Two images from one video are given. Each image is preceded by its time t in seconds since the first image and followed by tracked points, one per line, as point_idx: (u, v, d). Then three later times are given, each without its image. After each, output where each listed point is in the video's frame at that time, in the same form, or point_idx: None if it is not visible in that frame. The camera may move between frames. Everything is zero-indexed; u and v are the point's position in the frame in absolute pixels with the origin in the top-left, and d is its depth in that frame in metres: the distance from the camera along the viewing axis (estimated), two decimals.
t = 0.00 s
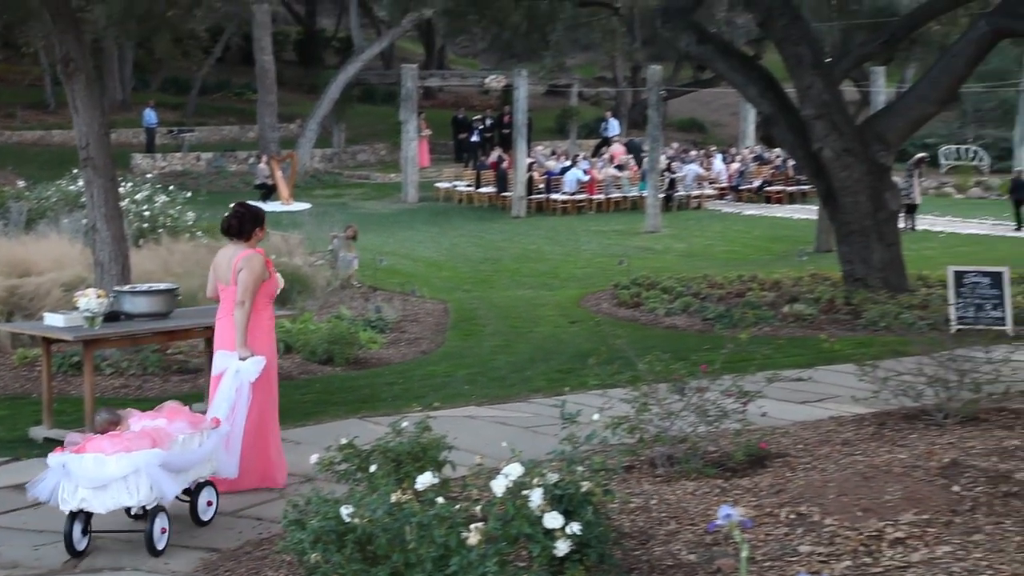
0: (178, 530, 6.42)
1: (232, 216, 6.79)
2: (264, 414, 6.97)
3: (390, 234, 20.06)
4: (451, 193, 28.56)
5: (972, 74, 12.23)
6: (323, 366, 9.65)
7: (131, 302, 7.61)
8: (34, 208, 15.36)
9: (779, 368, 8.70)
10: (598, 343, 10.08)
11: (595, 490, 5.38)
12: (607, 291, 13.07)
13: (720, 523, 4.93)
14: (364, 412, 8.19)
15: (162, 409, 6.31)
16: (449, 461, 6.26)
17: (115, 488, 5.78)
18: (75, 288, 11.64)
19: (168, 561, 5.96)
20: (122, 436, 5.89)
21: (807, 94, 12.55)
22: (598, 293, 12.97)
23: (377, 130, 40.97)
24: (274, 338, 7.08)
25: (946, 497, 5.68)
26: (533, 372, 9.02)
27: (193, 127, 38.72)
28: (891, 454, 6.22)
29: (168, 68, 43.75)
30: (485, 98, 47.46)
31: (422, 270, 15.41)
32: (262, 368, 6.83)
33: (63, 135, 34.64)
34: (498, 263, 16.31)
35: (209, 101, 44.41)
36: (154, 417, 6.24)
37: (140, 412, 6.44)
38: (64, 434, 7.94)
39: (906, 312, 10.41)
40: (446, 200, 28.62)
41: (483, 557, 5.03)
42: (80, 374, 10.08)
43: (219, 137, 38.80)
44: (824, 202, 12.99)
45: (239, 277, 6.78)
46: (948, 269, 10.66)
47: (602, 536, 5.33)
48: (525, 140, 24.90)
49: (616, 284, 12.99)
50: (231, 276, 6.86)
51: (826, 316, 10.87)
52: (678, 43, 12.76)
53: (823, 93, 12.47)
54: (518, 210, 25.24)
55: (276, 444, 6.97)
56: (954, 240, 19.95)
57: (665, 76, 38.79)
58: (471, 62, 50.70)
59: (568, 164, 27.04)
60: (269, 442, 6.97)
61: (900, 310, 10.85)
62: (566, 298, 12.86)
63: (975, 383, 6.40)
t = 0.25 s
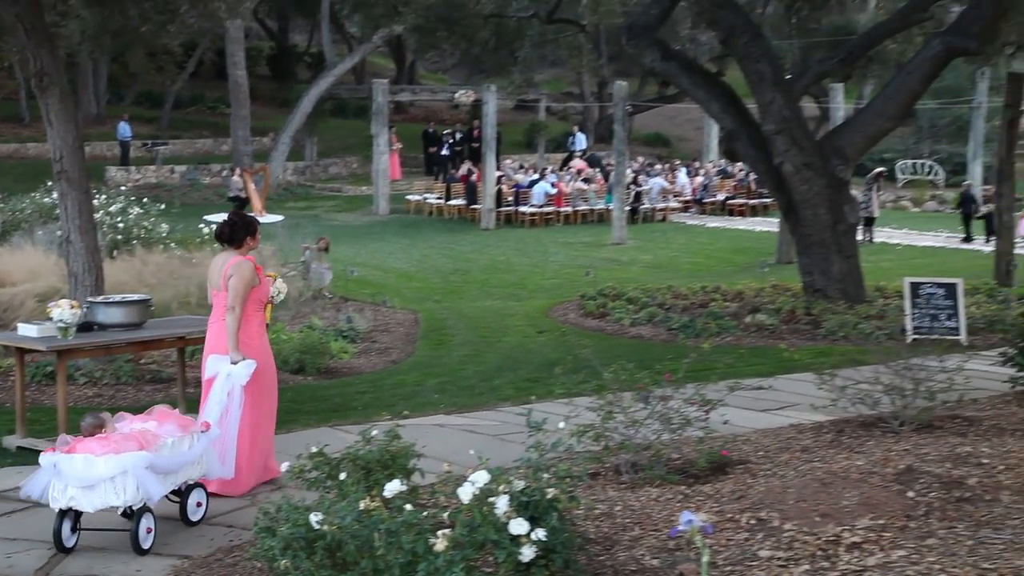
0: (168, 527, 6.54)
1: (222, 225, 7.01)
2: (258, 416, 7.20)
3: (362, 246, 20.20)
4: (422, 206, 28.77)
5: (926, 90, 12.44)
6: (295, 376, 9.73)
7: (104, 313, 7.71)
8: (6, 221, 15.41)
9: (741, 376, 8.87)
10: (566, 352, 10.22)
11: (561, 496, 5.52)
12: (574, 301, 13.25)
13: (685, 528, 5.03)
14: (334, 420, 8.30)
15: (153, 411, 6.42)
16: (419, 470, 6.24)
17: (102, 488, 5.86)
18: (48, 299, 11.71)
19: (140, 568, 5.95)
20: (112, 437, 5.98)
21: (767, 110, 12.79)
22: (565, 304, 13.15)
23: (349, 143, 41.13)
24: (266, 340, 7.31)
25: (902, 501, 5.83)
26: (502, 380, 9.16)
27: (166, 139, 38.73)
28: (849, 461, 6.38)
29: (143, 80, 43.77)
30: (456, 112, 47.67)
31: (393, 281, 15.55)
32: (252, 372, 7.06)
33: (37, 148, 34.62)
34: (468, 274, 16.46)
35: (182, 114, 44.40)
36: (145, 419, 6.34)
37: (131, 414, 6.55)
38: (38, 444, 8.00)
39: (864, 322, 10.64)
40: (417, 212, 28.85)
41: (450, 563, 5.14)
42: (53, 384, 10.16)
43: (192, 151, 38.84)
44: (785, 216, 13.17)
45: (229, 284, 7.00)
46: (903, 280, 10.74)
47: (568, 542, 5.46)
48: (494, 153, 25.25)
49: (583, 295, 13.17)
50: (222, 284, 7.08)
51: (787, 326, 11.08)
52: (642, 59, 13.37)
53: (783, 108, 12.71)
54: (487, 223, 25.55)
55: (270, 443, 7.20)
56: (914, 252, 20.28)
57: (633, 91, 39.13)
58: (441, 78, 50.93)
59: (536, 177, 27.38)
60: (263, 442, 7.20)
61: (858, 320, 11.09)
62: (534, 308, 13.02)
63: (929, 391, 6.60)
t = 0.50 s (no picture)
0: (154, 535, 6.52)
1: (224, 242, 7.05)
2: (255, 431, 7.19)
3: (339, 261, 20.29)
4: (398, 221, 28.95)
5: (891, 110, 12.69)
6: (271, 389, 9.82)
7: (81, 327, 7.77)
8: None
9: (711, 390, 9.00)
10: (539, 366, 10.31)
11: (533, 509, 5.61)
12: (548, 315, 13.38)
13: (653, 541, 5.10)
14: (309, 433, 8.35)
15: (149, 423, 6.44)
16: (392, 482, 6.26)
17: (93, 497, 5.88)
18: (25, 313, 11.75)
19: None
20: (104, 447, 6.00)
21: (737, 128, 12.87)
22: (539, 318, 13.26)
23: (327, 158, 41.22)
24: (266, 357, 7.32)
25: (867, 512, 5.92)
26: (476, 394, 9.25)
27: (144, 155, 38.71)
28: (816, 472, 6.49)
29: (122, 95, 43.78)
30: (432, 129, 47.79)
31: (369, 296, 15.64)
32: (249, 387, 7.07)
33: (15, 162, 34.56)
34: (444, 289, 16.56)
35: (161, 130, 44.38)
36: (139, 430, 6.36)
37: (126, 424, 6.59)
38: (15, 457, 8.03)
39: (831, 336, 10.78)
40: (393, 228, 29.01)
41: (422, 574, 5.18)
42: (28, 398, 10.20)
43: (171, 166, 38.84)
44: (754, 232, 13.32)
45: (229, 300, 7.03)
46: (869, 295, 10.92)
47: (539, 554, 5.56)
48: (469, 169, 25.50)
49: (557, 309, 13.30)
50: (223, 299, 7.11)
51: (756, 340, 11.21)
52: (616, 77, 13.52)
53: (752, 127, 12.80)
54: (462, 238, 25.81)
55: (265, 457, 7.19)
56: (882, 267, 20.51)
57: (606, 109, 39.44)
58: (417, 95, 51.06)
59: (511, 193, 27.65)
60: (260, 456, 7.20)
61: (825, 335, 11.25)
62: (509, 322, 13.13)
63: (894, 404, 6.76)
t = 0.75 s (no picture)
0: (142, 540, 6.56)
1: (224, 251, 7.20)
2: (251, 434, 7.34)
3: (313, 272, 20.37)
4: (371, 233, 29.09)
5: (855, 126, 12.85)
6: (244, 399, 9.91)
7: (55, 338, 7.82)
8: None
9: (678, 399, 9.13)
10: (511, 376, 10.41)
11: (504, 517, 5.67)
12: (519, 326, 13.49)
13: (621, 548, 5.18)
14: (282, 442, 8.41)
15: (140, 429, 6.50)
16: (364, 490, 6.23)
17: (80, 501, 5.94)
18: None
19: None
20: (91, 452, 6.06)
21: (705, 142, 13.00)
22: (510, 329, 13.37)
23: (301, 171, 41.28)
24: (261, 362, 7.48)
25: (831, 519, 6.03)
26: (448, 404, 9.36)
27: (119, 168, 38.64)
28: (781, 480, 6.60)
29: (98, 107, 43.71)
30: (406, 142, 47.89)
31: (343, 307, 15.71)
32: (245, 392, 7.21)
33: None
34: (416, 300, 16.65)
35: (136, 142, 44.30)
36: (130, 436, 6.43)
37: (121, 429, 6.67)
38: None
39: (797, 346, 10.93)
40: (366, 240, 29.14)
41: None
42: None
43: (146, 178, 38.79)
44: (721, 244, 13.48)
45: (228, 308, 7.17)
46: (834, 307, 11.09)
47: (509, 562, 5.65)
48: (441, 182, 25.69)
49: (528, 320, 13.42)
50: (221, 307, 7.25)
51: (724, 350, 11.34)
52: (586, 92, 13.62)
53: (719, 141, 12.93)
54: (434, 250, 25.95)
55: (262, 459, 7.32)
56: (848, 278, 20.74)
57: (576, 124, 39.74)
58: (390, 109, 51.15)
59: (483, 205, 27.86)
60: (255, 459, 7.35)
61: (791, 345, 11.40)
62: (480, 333, 13.24)
63: (858, 413, 6.92)
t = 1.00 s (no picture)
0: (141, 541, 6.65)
1: (222, 261, 7.25)
2: (245, 443, 7.35)
3: (293, 281, 20.43)
4: (350, 242, 29.18)
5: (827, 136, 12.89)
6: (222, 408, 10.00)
7: (34, 346, 7.85)
8: None
9: (652, 407, 9.23)
10: (486, 385, 10.47)
11: (478, 523, 5.69)
12: (496, 335, 13.58)
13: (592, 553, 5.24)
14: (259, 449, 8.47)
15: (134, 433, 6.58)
16: (341, 497, 6.27)
17: (72, 503, 6.02)
18: None
19: None
20: (83, 455, 6.14)
21: (677, 154, 13.15)
22: (487, 338, 13.46)
23: (280, 181, 41.31)
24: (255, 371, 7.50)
25: (801, 525, 6.11)
26: (425, 412, 9.43)
27: (100, 177, 38.60)
28: (752, 487, 6.69)
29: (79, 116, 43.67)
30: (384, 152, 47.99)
31: (321, 315, 15.78)
32: (241, 400, 7.23)
33: None
34: (394, 309, 16.73)
35: (117, 152, 44.24)
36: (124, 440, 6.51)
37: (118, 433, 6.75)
38: None
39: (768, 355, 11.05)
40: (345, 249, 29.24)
41: None
42: None
43: (126, 188, 38.75)
44: (695, 253, 13.62)
45: (224, 317, 7.21)
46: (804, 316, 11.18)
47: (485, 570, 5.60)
48: (418, 192, 25.86)
49: (504, 328, 13.51)
50: (217, 316, 7.29)
51: (696, 358, 11.46)
52: (561, 104, 13.73)
53: (692, 152, 13.07)
54: (412, 259, 26.07)
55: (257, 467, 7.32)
56: (818, 288, 20.92)
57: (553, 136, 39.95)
58: (368, 120, 51.21)
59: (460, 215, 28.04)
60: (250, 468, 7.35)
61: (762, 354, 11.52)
62: (456, 342, 13.32)
63: (828, 421, 7.04)
